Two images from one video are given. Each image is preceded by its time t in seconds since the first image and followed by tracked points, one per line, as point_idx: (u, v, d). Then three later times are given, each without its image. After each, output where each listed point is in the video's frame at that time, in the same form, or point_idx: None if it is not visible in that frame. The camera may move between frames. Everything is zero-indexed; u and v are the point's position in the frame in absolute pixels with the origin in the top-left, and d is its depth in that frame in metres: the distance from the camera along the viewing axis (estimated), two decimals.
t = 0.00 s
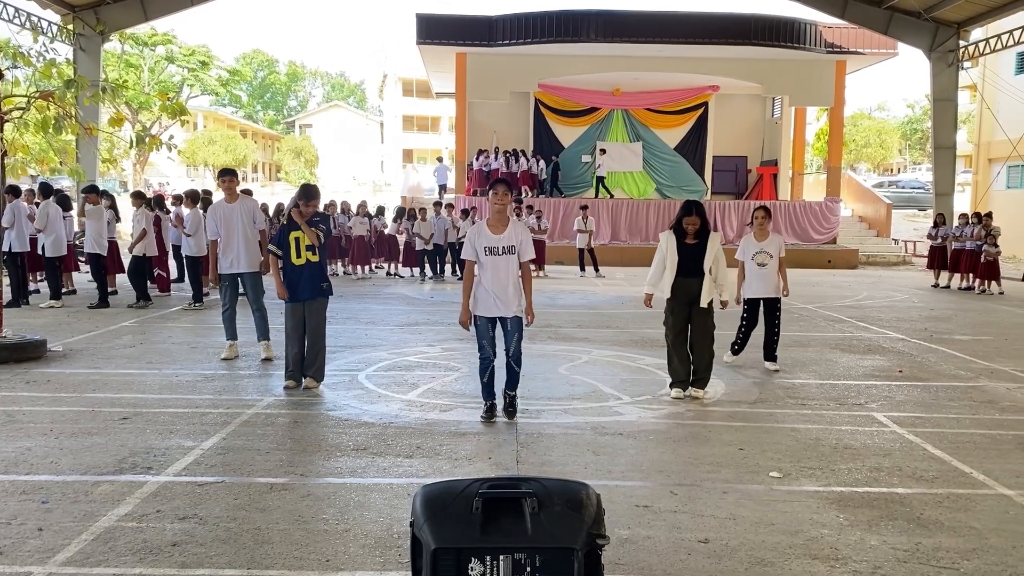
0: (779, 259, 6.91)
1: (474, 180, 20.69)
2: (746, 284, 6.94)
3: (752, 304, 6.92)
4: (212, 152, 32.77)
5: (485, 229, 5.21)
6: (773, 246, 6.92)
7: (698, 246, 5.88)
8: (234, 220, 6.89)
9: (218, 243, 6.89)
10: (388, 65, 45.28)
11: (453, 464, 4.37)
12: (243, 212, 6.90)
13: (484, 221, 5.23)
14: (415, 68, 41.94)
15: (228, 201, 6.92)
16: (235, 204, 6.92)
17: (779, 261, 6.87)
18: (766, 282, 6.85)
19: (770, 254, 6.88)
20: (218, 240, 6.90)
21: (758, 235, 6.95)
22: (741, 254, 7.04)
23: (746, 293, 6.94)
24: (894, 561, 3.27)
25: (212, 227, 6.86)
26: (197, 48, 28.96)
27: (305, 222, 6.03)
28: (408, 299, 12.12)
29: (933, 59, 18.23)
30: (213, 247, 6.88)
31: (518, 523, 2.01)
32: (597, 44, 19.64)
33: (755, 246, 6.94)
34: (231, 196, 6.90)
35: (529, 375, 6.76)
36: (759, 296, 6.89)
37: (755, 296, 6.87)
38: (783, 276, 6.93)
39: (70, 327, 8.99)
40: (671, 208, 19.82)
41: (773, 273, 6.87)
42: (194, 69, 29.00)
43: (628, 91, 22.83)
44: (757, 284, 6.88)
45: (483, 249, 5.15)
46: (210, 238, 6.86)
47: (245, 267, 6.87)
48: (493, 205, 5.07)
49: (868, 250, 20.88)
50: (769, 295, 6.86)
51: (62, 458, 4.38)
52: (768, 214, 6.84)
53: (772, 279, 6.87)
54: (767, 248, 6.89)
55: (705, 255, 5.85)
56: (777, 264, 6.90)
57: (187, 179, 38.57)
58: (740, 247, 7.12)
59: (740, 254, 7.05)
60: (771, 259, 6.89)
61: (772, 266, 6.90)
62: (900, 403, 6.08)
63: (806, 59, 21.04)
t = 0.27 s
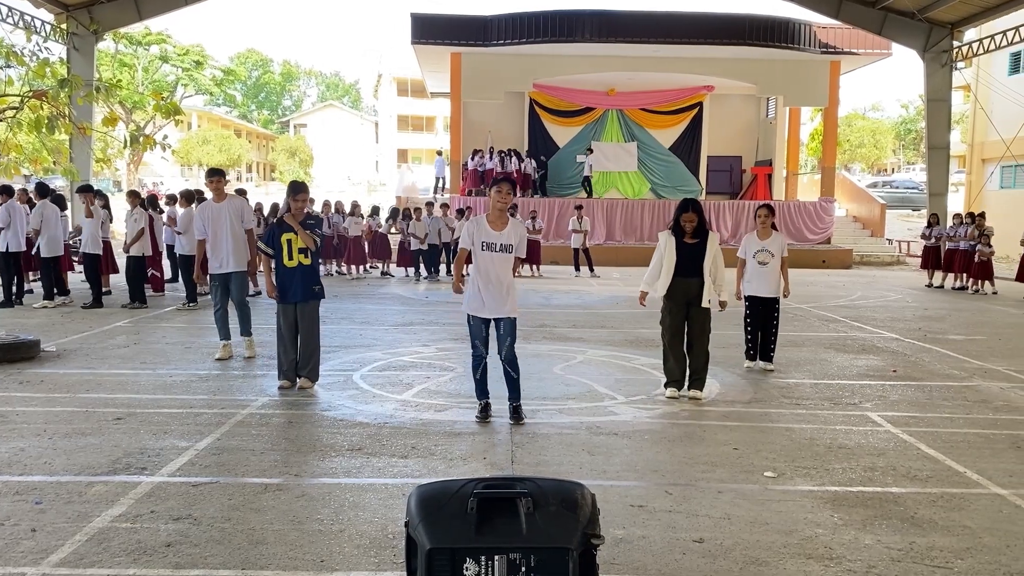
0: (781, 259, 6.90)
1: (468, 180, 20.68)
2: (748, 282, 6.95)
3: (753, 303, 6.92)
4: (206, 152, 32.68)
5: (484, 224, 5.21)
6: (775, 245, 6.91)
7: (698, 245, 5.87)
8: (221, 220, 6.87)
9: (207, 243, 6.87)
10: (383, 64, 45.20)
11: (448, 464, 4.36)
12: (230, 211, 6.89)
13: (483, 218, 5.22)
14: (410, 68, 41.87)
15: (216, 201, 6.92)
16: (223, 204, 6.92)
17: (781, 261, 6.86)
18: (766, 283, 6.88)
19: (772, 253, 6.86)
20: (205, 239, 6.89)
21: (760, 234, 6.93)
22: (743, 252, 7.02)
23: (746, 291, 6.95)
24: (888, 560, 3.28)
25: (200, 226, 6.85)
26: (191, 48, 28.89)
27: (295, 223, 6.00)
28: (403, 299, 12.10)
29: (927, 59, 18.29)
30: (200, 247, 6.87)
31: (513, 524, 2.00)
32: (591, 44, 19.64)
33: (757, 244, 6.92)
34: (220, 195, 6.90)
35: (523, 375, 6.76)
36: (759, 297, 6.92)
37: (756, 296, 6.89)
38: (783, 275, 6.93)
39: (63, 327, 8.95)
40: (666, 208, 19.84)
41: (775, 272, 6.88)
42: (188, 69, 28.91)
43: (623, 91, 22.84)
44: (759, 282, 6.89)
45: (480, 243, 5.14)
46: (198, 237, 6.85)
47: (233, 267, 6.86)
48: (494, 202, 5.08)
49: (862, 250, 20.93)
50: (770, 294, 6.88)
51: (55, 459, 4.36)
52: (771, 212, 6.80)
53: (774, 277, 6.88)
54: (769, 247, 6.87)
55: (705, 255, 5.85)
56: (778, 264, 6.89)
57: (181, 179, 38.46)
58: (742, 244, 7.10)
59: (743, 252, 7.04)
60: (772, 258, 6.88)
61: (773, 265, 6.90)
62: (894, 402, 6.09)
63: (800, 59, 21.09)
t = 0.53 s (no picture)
0: (778, 261, 6.89)
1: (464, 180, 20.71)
2: (745, 284, 6.89)
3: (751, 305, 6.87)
4: (202, 151, 32.62)
5: (488, 227, 5.21)
6: (772, 247, 6.88)
7: (697, 244, 5.84)
8: (213, 220, 6.86)
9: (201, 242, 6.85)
10: (379, 64, 45.15)
11: (444, 464, 4.36)
12: (224, 212, 6.91)
13: (488, 219, 5.22)
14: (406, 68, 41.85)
15: (211, 202, 6.93)
16: (218, 204, 6.93)
17: (778, 264, 6.84)
18: (763, 286, 6.84)
19: (770, 255, 6.84)
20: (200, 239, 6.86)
21: (757, 236, 6.89)
22: (740, 254, 6.97)
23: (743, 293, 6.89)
24: (884, 560, 3.29)
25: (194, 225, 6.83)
26: (186, 48, 28.83)
27: (288, 226, 5.98)
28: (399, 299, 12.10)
29: (922, 60, 18.34)
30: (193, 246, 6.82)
31: (509, 523, 2.00)
32: (588, 44, 19.64)
33: (754, 246, 6.88)
34: (215, 196, 6.90)
35: (519, 375, 6.76)
36: (756, 300, 6.88)
37: (755, 298, 6.84)
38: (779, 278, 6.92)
39: (57, 327, 8.92)
40: (662, 208, 19.85)
41: (772, 275, 6.86)
42: (184, 69, 28.83)
43: (619, 91, 22.85)
44: (756, 285, 6.85)
45: (484, 246, 5.13)
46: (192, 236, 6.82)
47: (228, 267, 6.84)
48: (498, 205, 5.05)
49: (857, 250, 20.97)
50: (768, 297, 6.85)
51: (50, 459, 4.35)
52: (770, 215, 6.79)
53: (771, 280, 6.86)
54: (767, 249, 6.84)
55: (706, 254, 5.85)
56: (774, 267, 6.88)
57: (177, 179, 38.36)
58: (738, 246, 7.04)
59: (739, 254, 6.98)
60: (770, 260, 6.86)
61: (770, 267, 6.87)
62: (889, 402, 6.11)
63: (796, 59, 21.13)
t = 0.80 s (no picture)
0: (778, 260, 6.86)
1: (462, 180, 20.75)
2: (745, 284, 6.85)
3: (751, 304, 6.84)
4: (199, 151, 32.56)
5: (489, 227, 5.21)
6: (773, 246, 6.84)
7: (697, 244, 5.87)
8: (212, 220, 6.85)
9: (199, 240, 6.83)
10: (376, 64, 45.10)
11: (442, 464, 4.36)
12: (224, 212, 6.89)
13: (488, 220, 5.24)
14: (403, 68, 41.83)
15: (211, 201, 6.91)
16: (218, 205, 6.91)
17: (779, 263, 6.80)
18: (763, 286, 6.79)
19: (771, 254, 6.79)
20: (198, 237, 6.84)
21: (757, 236, 6.85)
22: (739, 253, 6.91)
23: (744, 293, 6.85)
24: (880, 559, 3.29)
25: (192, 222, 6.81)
26: (183, 48, 28.79)
27: (281, 225, 5.98)
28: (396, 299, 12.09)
29: (919, 60, 18.37)
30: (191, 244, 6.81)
31: (506, 524, 2.00)
32: (585, 44, 19.64)
33: (755, 246, 6.83)
34: (216, 195, 6.88)
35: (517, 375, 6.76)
36: (757, 300, 6.82)
37: (756, 298, 6.80)
38: (779, 277, 6.88)
39: (54, 327, 8.90)
40: (659, 208, 19.88)
41: (772, 274, 6.82)
42: (181, 68, 28.76)
43: (616, 91, 22.85)
44: (757, 284, 6.80)
45: (487, 247, 5.14)
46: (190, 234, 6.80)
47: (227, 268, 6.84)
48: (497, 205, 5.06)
49: (854, 250, 21.00)
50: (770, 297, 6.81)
51: (47, 459, 4.35)
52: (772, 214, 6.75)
53: (771, 280, 6.81)
54: (768, 249, 6.79)
55: (705, 254, 5.87)
56: (775, 266, 6.82)
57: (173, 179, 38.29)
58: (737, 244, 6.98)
59: (738, 253, 6.92)
60: (771, 260, 6.81)
61: (771, 267, 6.82)
62: (886, 402, 6.12)
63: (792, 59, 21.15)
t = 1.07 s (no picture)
0: (784, 262, 6.81)
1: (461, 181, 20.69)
2: (752, 287, 6.84)
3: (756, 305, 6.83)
4: (197, 151, 32.55)
5: (485, 227, 5.23)
6: (778, 249, 6.81)
7: (695, 244, 5.87)
8: (217, 220, 6.84)
9: (201, 238, 6.83)
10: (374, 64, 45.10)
11: (440, 464, 4.36)
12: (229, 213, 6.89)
13: (484, 220, 5.24)
14: (401, 68, 41.84)
15: (219, 202, 6.93)
16: (225, 206, 6.92)
17: (784, 265, 6.76)
18: (768, 288, 6.76)
19: (776, 256, 6.77)
20: (200, 235, 6.84)
21: (762, 238, 6.84)
22: (745, 256, 6.92)
23: (750, 295, 6.85)
24: (879, 559, 3.29)
25: (196, 220, 6.82)
26: (181, 48, 28.77)
27: (280, 225, 5.97)
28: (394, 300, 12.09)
29: (916, 60, 18.40)
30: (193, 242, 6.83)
31: (505, 524, 2.00)
32: (583, 45, 19.64)
33: (760, 248, 6.82)
34: (224, 197, 6.90)
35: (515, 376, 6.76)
36: (762, 302, 6.80)
37: (762, 301, 6.79)
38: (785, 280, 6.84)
39: (52, 328, 8.89)
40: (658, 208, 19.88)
41: (779, 276, 6.78)
42: (179, 68, 28.74)
43: (615, 91, 22.86)
44: (763, 286, 6.78)
45: (483, 248, 5.16)
46: (193, 231, 6.81)
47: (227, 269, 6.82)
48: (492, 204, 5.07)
49: (852, 250, 21.01)
50: (776, 299, 6.78)
51: (45, 460, 4.34)
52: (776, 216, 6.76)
53: (777, 282, 6.78)
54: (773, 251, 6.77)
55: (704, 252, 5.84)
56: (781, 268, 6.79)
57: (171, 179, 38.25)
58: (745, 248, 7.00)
59: (745, 256, 6.93)
60: (777, 262, 6.77)
61: (777, 269, 6.79)
62: (884, 402, 6.12)
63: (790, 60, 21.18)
